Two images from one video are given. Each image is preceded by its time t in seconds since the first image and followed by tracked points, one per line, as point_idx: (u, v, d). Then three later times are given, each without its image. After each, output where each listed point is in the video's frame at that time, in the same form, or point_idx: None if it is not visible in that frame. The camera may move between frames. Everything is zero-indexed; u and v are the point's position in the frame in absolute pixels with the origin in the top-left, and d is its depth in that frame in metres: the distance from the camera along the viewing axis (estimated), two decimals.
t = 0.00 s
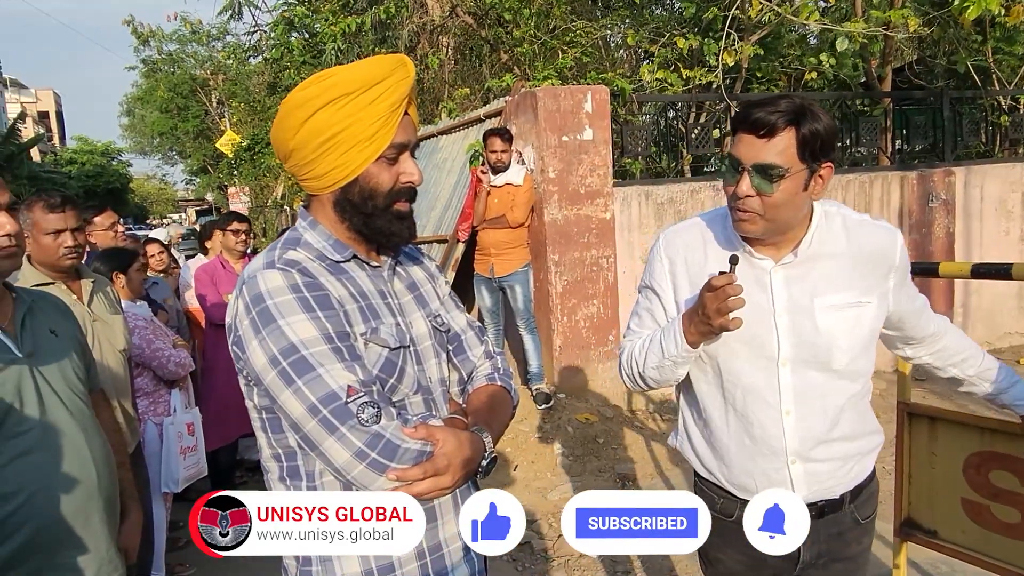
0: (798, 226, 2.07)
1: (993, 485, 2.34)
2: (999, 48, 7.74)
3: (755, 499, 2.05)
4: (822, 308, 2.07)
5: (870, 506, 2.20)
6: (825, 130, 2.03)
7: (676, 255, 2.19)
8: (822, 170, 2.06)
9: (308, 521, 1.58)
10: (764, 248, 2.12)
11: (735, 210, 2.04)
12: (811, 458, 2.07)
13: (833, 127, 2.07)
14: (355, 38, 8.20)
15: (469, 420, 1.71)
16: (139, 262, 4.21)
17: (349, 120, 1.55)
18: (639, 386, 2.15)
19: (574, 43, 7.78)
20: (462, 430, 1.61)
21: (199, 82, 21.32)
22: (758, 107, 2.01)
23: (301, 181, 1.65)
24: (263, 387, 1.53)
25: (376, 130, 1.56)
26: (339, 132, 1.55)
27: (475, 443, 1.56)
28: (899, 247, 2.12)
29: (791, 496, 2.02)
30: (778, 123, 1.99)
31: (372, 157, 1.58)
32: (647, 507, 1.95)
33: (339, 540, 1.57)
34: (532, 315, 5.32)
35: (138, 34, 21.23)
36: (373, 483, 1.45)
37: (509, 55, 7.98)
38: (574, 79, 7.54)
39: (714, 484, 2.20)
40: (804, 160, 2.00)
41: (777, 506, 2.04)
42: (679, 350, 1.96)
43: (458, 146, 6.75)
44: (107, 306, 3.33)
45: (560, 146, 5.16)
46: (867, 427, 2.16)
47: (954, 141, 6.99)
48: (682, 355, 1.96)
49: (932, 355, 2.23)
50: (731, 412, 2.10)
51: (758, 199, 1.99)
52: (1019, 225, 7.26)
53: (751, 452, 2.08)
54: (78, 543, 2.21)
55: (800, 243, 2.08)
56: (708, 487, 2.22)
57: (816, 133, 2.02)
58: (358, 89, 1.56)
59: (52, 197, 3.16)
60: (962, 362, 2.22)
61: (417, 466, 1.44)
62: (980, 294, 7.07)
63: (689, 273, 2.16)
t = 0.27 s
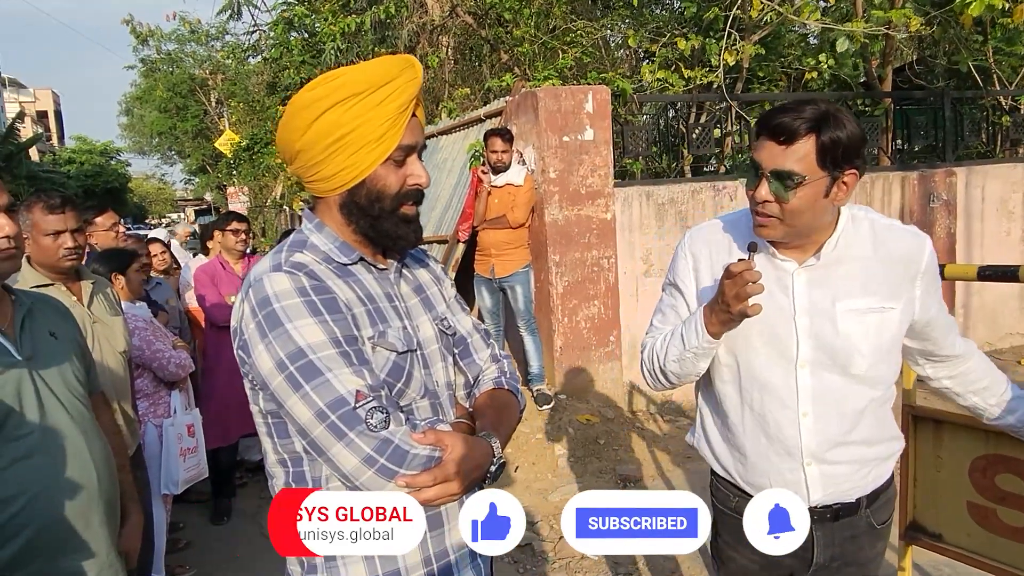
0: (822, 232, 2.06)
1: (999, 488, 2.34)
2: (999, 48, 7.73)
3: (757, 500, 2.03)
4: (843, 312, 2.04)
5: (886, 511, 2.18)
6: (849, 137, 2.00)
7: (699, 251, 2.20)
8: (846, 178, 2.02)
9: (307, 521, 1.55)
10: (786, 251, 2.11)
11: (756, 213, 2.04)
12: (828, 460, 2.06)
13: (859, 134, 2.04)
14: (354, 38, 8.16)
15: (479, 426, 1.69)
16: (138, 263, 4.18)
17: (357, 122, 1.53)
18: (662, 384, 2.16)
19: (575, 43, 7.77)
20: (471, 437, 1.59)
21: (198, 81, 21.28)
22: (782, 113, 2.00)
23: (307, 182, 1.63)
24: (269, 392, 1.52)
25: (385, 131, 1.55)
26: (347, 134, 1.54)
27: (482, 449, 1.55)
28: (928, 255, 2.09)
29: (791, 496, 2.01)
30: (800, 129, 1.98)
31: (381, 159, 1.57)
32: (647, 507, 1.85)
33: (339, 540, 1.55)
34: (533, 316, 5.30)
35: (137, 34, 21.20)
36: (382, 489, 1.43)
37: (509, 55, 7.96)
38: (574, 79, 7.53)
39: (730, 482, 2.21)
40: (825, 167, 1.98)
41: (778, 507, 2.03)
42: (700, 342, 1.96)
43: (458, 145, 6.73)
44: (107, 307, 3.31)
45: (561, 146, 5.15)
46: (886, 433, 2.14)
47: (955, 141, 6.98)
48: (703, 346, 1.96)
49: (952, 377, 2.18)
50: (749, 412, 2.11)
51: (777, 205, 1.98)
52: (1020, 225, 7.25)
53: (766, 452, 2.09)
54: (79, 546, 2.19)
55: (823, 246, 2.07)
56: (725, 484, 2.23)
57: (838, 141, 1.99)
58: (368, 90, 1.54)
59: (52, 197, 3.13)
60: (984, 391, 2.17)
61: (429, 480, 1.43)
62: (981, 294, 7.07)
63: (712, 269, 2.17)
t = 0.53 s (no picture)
0: (840, 233, 2.05)
1: (1006, 490, 2.34)
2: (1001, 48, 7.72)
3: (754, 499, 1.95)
4: (865, 315, 2.04)
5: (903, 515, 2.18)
6: (866, 139, 1.98)
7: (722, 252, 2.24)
8: (863, 179, 1.99)
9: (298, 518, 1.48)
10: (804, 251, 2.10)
11: (771, 213, 2.03)
12: (842, 461, 2.07)
13: (879, 135, 2.01)
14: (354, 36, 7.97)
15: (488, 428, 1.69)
16: (139, 262, 4.17)
17: (370, 121, 1.52)
18: (684, 383, 2.20)
19: (576, 42, 7.75)
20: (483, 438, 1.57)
21: (198, 80, 21.26)
22: (798, 113, 2.01)
23: (318, 181, 1.63)
24: (281, 393, 1.51)
25: (398, 130, 1.54)
26: (359, 133, 1.53)
27: (494, 449, 1.53)
28: (954, 255, 2.06)
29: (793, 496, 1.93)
30: (815, 129, 1.98)
31: (393, 158, 1.56)
32: (648, 507, 1.79)
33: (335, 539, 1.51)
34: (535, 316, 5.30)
35: (137, 33, 21.18)
36: (396, 491, 1.40)
37: (510, 54, 7.95)
38: (575, 78, 7.52)
39: (747, 477, 2.25)
40: (839, 167, 1.97)
41: (778, 507, 1.94)
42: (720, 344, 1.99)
43: (460, 145, 6.72)
44: (109, 306, 3.30)
45: (563, 145, 5.14)
46: (905, 436, 2.13)
47: (956, 141, 6.96)
48: (722, 348, 1.99)
49: (965, 374, 2.16)
50: (765, 410, 2.13)
51: (790, 205, 1.98)
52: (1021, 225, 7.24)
53: (782, 451, 2.12)
54: (83, 547, 2.19)
55: (844, 248, 2.06)
56: (741, 479, 2.28)
57: (855, 142, 1.97)
58: (380, 89, 1.53)
59: (55, 197, 3.15)
60: (994, 389, 2.16)
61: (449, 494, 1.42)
62: (983, 294, 7.05)
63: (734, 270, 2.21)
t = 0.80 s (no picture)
0: (857, 235, 2.03)
1: (1008, 490, 2.34)
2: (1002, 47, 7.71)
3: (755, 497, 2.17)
4: (876, 320, 2.03)
5: (905, 513, 2.16)
6: (886, 143, 1.98)
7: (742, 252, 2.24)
8: (881, 183, 1.99)
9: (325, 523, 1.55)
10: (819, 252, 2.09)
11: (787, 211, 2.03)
12: (848, 458, 2.07)
13: (899, 140, 2.01)
14: (354, 36, 7.95)
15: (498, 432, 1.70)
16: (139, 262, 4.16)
17: (381, 120, 1.52)
18: (700, 377, 2.24)
19: (576, 41, 7.74)
20: (494, 439, 1.58)
21: (198, 80, 21.24)
22: (820, 113, 2.01)
23: (328, 180, 1.62)
24: (292, 394, 1.50)
25: (409, 129, 1.54)
26: (370, 132, 1.53)
27: (507, 450, 1.54)
28: (972, 260, 2.01)
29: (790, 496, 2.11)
30: (836, 129, 1.98)
31: (404, 157, 1.56)
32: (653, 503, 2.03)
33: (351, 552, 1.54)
34: (535, 315, 5.29)
35: (137, 32, 21.17)
36: (407, 492, 1.41)
37: (510, 53, 7.94)
38: (575, 78, 7.51)
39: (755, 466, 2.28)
40: (858, 169, 1.97)
41: (777, 507, 2.13)
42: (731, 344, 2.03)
43: (461, 144, 6.71)
44: (111, 306, 3.29)
45: (564, 145, 5.14)
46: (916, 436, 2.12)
47: (957, 141, 6.95)
48: (733, 347, 2.02)
49: (984, 360, 2.14)
50: (774, 405, 2.16)
51: (807, 203, 1.98)
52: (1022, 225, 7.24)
53: (789, 445, 2.13)
54: (85, 548, 2.18)
55: (857, 251, 2.05)
56: (748, 467, 2.31)
57: (874, 144, 1.97)
58: (392, 87, 1.53)
59: (63, 197, 3.17)
60: (1010, 380, 2.13)
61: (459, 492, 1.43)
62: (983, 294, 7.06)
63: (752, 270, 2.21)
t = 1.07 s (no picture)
0: (863, 243, 2.02)
1: (1011, 491, 2.33)
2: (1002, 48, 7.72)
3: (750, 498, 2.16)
4: (881, 327, 2.02)
5: (898, 510, 2.15)
6: (897, 153, 1.95)
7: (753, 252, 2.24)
8: (890, 194, 1.96)
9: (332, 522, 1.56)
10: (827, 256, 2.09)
11: (794, 218, 2.03)
12: (845, 457, 2.07)
13: (911, 149, 1.97)
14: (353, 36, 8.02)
15: (505, 433, 1.69)
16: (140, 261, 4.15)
17: (389, 119, 1.51)
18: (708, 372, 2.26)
19: (576, 41, 7.73)
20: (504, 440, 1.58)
21: (197, 79, 21.23)
22: (832, 119, 1.96)
23: (337, 180, 1.62)
24: (301, 394, 1.50)
25: (417, 129, 1.53)
26: (377, 131, 1.52)
27: (517, 453, 1.53)
28: (980, 267, 1.94)
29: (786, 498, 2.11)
30: (846, 138, 1.95)
31: (412, 157, 1.55)
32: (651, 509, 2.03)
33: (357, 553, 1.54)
34: (535, 315, 5.29)
35: (137, 31, 21.14)
36: (418, 494, 1.41)
37: (510, 53, 7.94)
38: (575, 77, 7.50)
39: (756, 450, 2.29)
40: (866, 181, 1.94)
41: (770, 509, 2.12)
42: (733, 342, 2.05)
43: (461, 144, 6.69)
44: (111, 306, 3.28)
45: (564, 145, 5.13)
46: (916, 438, 2.11)
47: (957, 142, 6.95)
48: (736, 345, 2.04)
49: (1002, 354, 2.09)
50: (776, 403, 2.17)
51: (813, 211, 1.97)
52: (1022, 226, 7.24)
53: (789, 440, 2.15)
54: (86, 548, 2.18)
55: (863, 257, 2.03)
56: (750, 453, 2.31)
57: (885, 155, 1.94)
58: (400, 86, 1.53)
59: (65, 196, 3.17)
60: None
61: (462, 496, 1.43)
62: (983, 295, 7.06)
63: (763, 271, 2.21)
